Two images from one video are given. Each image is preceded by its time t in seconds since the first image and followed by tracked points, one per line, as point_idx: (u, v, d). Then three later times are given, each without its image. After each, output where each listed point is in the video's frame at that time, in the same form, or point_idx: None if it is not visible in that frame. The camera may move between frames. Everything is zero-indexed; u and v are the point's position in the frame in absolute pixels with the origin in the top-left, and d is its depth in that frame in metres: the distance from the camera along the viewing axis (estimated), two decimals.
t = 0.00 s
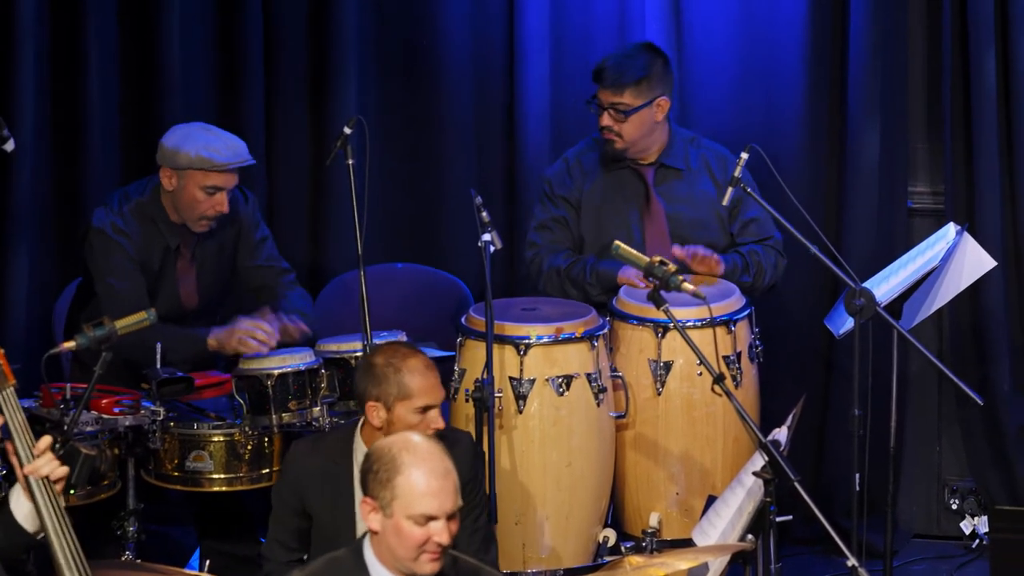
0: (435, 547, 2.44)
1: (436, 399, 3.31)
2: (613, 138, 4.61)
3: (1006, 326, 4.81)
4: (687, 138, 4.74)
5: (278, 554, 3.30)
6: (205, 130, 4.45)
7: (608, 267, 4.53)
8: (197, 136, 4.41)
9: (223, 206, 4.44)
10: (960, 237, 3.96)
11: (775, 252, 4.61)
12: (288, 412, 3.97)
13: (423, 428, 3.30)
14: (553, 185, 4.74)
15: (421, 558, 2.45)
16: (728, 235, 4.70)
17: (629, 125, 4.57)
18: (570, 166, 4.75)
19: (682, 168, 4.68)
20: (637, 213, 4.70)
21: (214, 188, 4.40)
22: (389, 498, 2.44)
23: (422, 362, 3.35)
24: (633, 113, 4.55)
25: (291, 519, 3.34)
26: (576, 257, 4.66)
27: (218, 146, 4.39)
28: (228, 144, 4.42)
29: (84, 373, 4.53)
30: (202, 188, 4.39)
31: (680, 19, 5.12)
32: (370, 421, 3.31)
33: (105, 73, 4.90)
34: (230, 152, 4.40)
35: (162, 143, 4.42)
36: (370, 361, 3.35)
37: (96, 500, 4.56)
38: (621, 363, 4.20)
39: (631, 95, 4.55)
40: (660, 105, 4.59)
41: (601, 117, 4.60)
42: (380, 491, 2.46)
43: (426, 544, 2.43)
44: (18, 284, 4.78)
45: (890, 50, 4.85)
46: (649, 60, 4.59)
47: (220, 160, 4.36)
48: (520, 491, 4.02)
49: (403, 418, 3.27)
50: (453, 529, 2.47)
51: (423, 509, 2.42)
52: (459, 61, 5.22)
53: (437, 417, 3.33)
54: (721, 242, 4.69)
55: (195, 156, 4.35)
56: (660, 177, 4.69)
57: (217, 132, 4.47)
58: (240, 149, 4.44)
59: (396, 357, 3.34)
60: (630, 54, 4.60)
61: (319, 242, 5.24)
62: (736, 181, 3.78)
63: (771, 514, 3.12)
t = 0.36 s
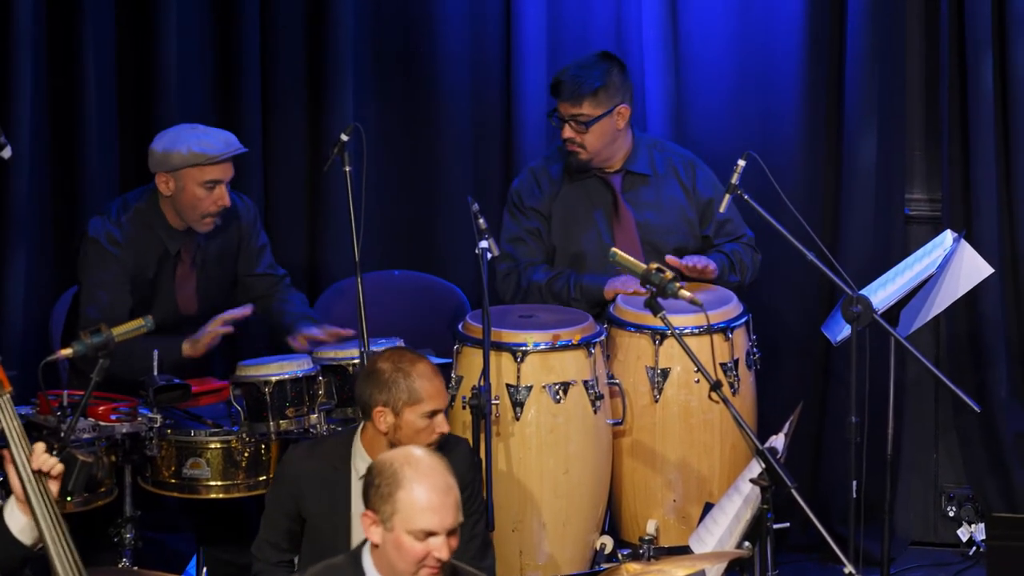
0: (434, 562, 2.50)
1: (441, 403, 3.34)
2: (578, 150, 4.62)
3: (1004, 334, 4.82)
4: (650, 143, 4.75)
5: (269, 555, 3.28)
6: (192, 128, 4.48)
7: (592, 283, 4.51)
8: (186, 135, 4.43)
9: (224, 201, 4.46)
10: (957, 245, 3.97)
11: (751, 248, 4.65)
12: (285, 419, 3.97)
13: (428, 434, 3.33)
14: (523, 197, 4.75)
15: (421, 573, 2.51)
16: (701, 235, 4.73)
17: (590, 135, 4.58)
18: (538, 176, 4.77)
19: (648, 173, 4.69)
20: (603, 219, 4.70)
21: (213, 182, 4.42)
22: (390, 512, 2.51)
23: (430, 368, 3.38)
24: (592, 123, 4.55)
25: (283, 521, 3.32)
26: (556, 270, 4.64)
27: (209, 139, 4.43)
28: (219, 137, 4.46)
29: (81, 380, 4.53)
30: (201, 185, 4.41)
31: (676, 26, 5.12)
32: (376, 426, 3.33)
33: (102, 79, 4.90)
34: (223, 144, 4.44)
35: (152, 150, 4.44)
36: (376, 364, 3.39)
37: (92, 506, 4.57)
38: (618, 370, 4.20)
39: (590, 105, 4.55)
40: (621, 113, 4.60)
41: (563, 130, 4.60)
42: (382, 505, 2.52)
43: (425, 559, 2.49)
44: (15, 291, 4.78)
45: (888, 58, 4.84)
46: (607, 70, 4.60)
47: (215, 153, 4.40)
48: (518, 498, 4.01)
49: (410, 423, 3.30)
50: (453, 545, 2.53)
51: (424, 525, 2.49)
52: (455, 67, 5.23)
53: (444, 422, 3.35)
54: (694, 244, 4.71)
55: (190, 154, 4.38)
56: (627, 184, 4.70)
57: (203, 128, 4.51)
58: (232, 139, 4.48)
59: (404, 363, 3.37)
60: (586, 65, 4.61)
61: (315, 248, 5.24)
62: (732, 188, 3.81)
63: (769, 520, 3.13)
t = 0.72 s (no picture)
0: (424, 560, 2.50)
1: (446, 403, 3.35)
2: (585, 157, 4.61)
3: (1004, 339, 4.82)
4: (659, 150, 4.75)
5: (279, 561, 3.31)
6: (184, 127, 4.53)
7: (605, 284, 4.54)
8: (178, 132, 4.48)
9: (222, 194, 4.48)
10: (958, 250, 3.97)
11: (757, 262, 4.65)
12: (285, 424, 3.98)
13: (434, 435, 3.33)
14: (534, 201, 4.76)
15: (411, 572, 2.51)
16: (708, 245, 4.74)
17: (597, 142, 4.58)
18: (549, 180, 4.77)
19: (656, 180, 4.69)
20: (612, 224, 4.70)
21: (209, 176, 4.44)
22: (380, 509, 2.52)
23: (432, 368, 3.38)
24: (598, 130, 4.55)
25: (293, 527, 3.34)
26: (568, 271, 4.65)
27: (201, 134, 4.47)
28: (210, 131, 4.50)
29: (82, 385, 4.53)
30: (198, 180, 4.43)
31: (677, 31, 5.13)
32: (381, 430, 3.33)
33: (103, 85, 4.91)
34: (215, 136, 4.48)
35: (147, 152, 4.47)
36: (377, 368, 3.38)
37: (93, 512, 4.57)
38: (619, 375, 4.19)
39: (595, 111, 4.54)
40: (627, 118, 4.59)
41: (570, 136, 4.60)
42: (372, 502, 2.53)
43: (416, 557, 2.50)
44: (16, 296, 4.78)
45: (888, 63, 4.85)
46: (613, 75, 4.60)
47: (208, 144, 4.43)
48: (519, 503, 4.01)
49: (416, 425, 3.30)
50: (443, 543, 2.53)
51: (413, 522, 2.49)
52: (456, 72, 5.23)
53: (449, 421, 3.36)
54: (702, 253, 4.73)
55: (183, 147, 4.41)
56: (634, 190, 4.71)
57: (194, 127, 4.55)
58: (223, 132, 4.52)
59: (405, 365, 3.36)
60: (592, 71, 4.61)
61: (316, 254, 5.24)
62: (733, 194, 3.82)
63: (770, 525, 3.13)
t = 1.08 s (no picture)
0: (430, 569, 2.50)
1: (460, 401, 3.37)
2: (627, 154, 4.61)
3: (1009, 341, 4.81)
4: (702, 153, 4.72)
5: (291, 561, 3.31)
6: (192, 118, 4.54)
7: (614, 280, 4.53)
8: (186, 124, 4.49)
9: (234, 182, 4.48)
10: (962, 252, 3.96)
11: (788, 268, 4.61)
12: (289, 426, 3.97)
13: (447, 434, 3.35)
14: (568, 197, 4.78)
15: None
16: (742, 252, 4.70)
17: (641, 141, 4.57)
18: (586, 177, 4.78)
19: (695, 183, 4.68)
20: (648, 227, 4.70)
21: (219, 164, 4.45)
22: (387, 518, 2.52)
23: (447, 369, 3.41)
24: (644, 129, 4.54)
25: (307, 527, 3.35)
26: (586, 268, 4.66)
27: (209, 123, 4.49)
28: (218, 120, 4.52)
29: (86, 387, 4.54)
30: (208, 169, 4.44)
31: (681, 34, 5.12)
32: (395, 427, 3.35)
33: (107, 88, 4.91)
34: (222, 124, 4.49)
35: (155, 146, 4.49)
36: (392, 365, 3.43)
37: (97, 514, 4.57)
38: (622, 376, 4.19)
39: (641, 110, 4.54)
40: (672, 120, 4.58)
41: (614, 133, 4.59)
42: (379, 510, 2.54)
43: (420, 566, 2.49)
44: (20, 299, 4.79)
45: (892, 65, 4.84)
46: (662, 76, 4.56)
47: (217, 131, 4.45)
48: (522, 504, 4.01)
49: (428, 423, 3.33)
50: (449, 553, 2.52)
51: (418, 530, 2.49)
52: (459, 74, 5.23)
53: (463, 421, 3.37)
54: (735, 260, 4.69)
55: (191, 137, 4.43)
56: (673, 192, 4.70)
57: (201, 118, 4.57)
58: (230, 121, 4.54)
59: (421, 363, 3.40)
60: (641, 68, 4.58)
61: (320, 256, 5.24)
62: (738, 196, 3.82)
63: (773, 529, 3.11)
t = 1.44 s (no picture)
0: (438, 558, 2.50)
1: (474, 393, 3.44)
2: (641, 146, 4.61)
3: (1014, 342, 4.80)
4: (702, 155, 4.73)
5: (299, 562, 3.30)
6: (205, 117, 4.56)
7: (614, 276, 4.52)
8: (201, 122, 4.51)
9: (251, 180, 4.53)
10: (966, 253, 3.95)
11: (788, 268, 4.60)
12: (294, 426, 3.98)
13: (463, 425, 3.41)
14: (566, 196, 4.77)
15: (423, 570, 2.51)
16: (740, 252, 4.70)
17: (654, 131, 4.59)
18: (584, 176, 4.79)
19: (696, 183, 4.69)
20: (649, 227, 4.72)
21: (234, 162, 4.48)
22: (394, 506, 2.53)
23: (459, 361, 3.48)
24: (660, 117, 4.56)
25: (317, 526, 3.36)
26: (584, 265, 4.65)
27: (224, 121, 4.52)
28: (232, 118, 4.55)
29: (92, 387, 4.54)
30: (225, 167, 4.47)
31: (686, 35, 5.13)
32: (410, 421, 3.42)
33: (111, 88, 4.92)
34: (238, 122, 4.52)
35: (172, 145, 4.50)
36: (405, 360, 3.49)
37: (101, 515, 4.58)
38: (627, 378, 4.20)
39: (657, 99, 4.55)
40: (681, 111, 4.63)
41: (628, 124, 4.58)
42: (387, 499, 2.54)
43: (429, 554, 2.49)
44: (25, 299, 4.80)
45: (896, 65, 4.84)
46: (668, 68, 4.59)
47: (233, 130, 4.48)
48: (527, 505, 4.01)
49: (444, 415, 3.40)
50: (457, 541, 2.53)
51: (427, 517, 2.49)
52: (464, 75, 5.23)
53: (478, 412, 3.44)
54: (734, 259, 4.69)
55: (208, 136, 4.46)
56: (674, 191, 4.70)
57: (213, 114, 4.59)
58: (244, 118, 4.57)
59: (433, 356, 3.48)
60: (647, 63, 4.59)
61: (325, 256, 5.25)
62: (742, 196, 3.82)
63: (778, 529, 3.12)
